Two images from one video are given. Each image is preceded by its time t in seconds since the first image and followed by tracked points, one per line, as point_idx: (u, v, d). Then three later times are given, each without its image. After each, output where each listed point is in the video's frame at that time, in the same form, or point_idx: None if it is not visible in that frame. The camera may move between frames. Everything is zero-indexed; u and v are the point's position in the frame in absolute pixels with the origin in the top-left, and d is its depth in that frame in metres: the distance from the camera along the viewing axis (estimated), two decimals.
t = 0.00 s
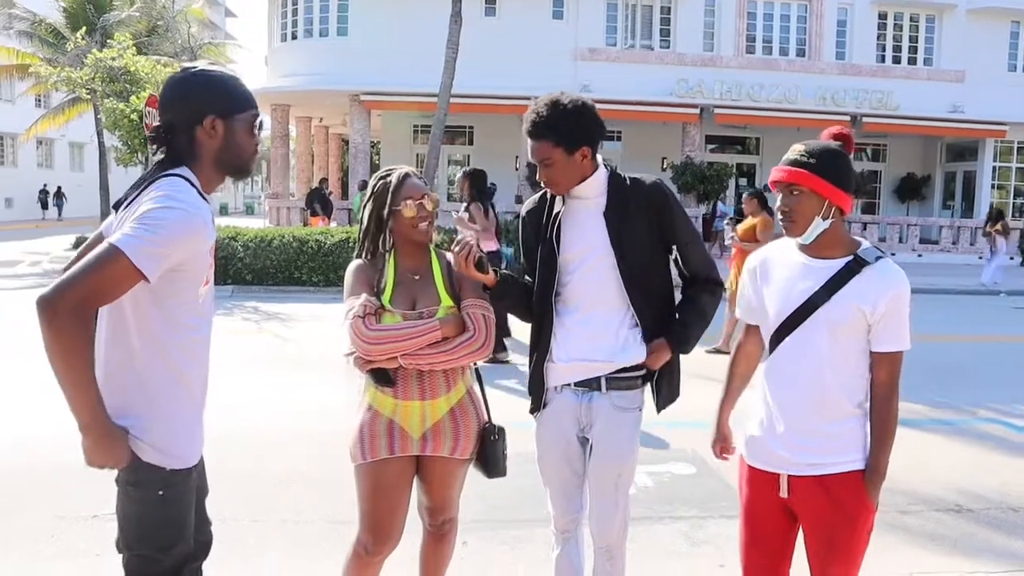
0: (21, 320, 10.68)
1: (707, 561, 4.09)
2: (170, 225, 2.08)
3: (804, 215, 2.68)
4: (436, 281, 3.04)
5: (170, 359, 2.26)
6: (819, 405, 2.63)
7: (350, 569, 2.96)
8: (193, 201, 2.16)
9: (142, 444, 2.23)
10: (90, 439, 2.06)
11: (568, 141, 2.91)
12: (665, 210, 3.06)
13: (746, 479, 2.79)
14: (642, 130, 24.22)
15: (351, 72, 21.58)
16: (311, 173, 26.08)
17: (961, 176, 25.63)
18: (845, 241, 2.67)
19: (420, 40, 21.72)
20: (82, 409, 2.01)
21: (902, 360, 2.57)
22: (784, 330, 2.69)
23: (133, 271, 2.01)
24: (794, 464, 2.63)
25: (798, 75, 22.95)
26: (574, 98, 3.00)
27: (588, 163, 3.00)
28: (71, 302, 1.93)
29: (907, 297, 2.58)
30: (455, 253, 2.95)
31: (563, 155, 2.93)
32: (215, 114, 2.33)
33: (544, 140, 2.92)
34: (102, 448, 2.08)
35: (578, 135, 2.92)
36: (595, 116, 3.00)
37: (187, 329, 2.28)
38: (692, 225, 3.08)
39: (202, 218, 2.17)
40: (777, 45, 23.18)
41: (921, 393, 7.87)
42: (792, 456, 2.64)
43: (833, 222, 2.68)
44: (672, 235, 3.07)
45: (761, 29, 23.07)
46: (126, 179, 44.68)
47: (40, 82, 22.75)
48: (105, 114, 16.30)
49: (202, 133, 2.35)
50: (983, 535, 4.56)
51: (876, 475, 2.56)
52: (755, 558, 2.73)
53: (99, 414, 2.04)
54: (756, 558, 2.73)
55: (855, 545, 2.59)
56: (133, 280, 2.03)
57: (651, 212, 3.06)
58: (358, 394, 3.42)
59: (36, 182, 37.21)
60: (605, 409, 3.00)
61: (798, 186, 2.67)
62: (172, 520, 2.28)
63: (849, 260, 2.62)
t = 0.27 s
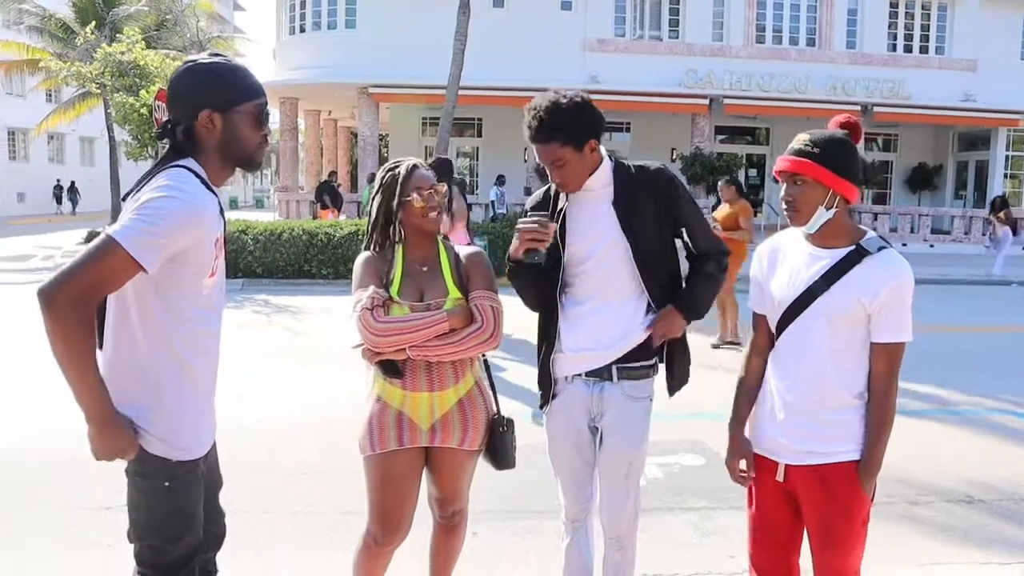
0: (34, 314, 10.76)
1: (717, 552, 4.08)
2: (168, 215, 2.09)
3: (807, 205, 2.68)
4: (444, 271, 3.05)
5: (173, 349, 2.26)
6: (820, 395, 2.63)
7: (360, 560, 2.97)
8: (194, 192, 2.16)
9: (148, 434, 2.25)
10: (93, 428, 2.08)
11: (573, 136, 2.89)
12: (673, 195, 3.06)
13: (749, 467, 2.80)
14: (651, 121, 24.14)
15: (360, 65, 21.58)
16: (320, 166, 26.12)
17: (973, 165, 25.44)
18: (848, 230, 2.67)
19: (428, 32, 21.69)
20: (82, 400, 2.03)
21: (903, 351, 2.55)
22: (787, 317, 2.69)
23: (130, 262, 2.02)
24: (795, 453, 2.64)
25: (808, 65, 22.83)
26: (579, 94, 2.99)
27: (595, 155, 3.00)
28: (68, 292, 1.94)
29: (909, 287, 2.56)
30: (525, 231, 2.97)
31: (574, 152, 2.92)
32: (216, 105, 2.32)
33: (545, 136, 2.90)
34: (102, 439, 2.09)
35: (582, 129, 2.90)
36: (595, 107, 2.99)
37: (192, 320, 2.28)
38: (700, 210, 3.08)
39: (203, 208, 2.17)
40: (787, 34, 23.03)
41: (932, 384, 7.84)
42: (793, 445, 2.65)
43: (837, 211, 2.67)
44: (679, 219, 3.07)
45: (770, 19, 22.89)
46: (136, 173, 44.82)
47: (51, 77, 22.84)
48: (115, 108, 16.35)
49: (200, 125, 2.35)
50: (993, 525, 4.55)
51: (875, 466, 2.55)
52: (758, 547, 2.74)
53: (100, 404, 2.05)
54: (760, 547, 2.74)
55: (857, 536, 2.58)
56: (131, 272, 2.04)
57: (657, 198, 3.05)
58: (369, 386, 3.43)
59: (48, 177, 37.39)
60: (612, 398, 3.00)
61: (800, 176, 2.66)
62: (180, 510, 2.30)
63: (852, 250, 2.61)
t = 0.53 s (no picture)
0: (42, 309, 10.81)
1: (722, 544, 4.09)
2: (172, 214, 2.09)
3: (809, 194, 2.67)
4: (447, 263, 3.04)
5: (178, 345, 2.27)
6: (826, 385, 2.62)
7: (364, 553, 2.98)
8: (198, 189, 2.16)
9: (150, 430, 2.26)
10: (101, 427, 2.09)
11: (569, 131, 2.90)
12: (673, 190, 3.05)
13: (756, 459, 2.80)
14: (655, 113, 24.07)
15: (364, 58, 21.55)
16: (325, 159, 26.13)
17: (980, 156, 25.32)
18: (852, 220, 2.66)
19: (432, 24, 21.62)
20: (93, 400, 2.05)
21: (909, 340, 2.55)
22: (792, 308, 2.68)
23: (136, 262, 2.04)
24: (802, 445, 2.64)
25: (813, 56, 22.74)
26: (577, 86, 2.98)
27: (589, 151, 2.99)
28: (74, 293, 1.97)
29: (914, 277, 2.55)
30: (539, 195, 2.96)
31: (563, 142, 2.92)
32: (218, 103, 2.31)
33: (545, 127, 2.90)
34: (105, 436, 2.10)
35: (576, 124, 2.90)
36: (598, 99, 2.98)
37: (195, 315, 2.28)
38: (699, 205, 3.07)
39: (206, 205, 2.17)
40: (792, 25, 22.91)
41: (939, 375, 7.81)
42: (800, 437, 2.64)
43: (839, 200, 2.65)
44: (679, 215, 3.05)
45: (775, 10, 22.67)
46: (141, 168, 44.91)
47: (56, 73, 22.88)
48: (120, 103, 16.36)
49: (203, 123, 2.34)
50: (1000, 517, 4.54)
51: (881, 456, 2.54)
52: (764, 539, 2.74)
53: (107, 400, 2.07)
54: (765, 539, 2.74)
55: (864, 526, 2.58)
56: (135, 272, 2.05)
57: (657, 191, 3.05)
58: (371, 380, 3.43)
59: (54, 172, 37.52)
60: (616, 390, 3.00)
61: (802, 165, 2.65)
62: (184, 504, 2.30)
63: (856, 240, 2.60)
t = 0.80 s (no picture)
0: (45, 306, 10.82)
1: (725, 539, 4.09)
2: (179, 211, 2.08)
3: (811, 187, 2.66)
4: (449, 259, 3.04)
5: (176, 340, 2.27)
6: (828, 379, 2.62)
7: (365, 549, 2.99)
8: (206, 188, 2.16)
9: (146, 420, 2.26)
10: (102, 409, 2.14)
11: (572, 126, 2.89)
12: (675, 187, 3.04)
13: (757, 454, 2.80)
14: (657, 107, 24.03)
15: (365, 53, 21.53)
16: (327, 155, 26.12)
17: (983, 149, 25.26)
18: (855, 215, 2.66)
19: (433, 19, 21.59)
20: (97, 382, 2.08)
21: (911, 335, 2.54)
22: (793, 303, 2.68)
23: (139, 255, 2.03)
24: (803, 440, 2.63)
25: (816, 49, 22.70)
26: (582, 80, 2.98)
27: (592, 148, 2.98)
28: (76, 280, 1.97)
29: (917, 271, 2.55)
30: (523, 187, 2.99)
31: (566, 137, 2.91)
32: (228, 105, 2.30)
33: (549, 122, 2.89)
34: (105, 417, 2.14)
35: (579, 120, 2.89)
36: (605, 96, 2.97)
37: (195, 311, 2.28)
38: (701, 202, 3.05)
39: (214, 205, 2.16)
40: (794, 18, 22.84)
41: (942, 369, 7.80)
42: (801, 431, 2.64)
43: (842, 194, 2.65)
44: (680, 212, 3.04)
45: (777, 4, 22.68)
46: (144, 165, 44.91)
47: (58, 69, 22.88)
48: (122, 100, 16.36)
49: (213, 125, 2.33)
50: (1003, 511, 4.53)
51: (884, 451, 2.54)
52: (765, 533, 2.74)
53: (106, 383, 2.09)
54: (767, 534, 2.74)
55: (866, 520, 2.58)
56: (138, 265, 2.04)
57: (658, 187, 3.04)
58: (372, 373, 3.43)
59: (57, 169, 37.58)
60: (616, 384, 3.00)
61: (806, 158, 2.65)
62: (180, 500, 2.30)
63: (859, 234, 2.59)
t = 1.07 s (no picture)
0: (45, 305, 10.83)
1: (724, 536, 4.09)
2: (182, 209, 2.07)
3: (809, 183, 2.66)
4: (450, 258, 3.05)
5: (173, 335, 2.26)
6: (826, 376, 2.62)
7: (366, 547, 2.99)
8: (212, 189, 2.16)
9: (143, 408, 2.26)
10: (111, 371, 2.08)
11: (573, 125, 2.90)
12: (673, 186, 3.03)
13: (757, 451, 2.81)
14: (657, 104, 24.01)
15: (365, 51, 21.52)
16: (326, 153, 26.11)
17: (983, 145, 25.24)
18: (854, 213, 2.65)
19: (432, 17, 21.57)
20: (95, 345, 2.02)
21: (909, 333, 2.54)
22: (791, 301, 2.69)
23: (140, 243, 2.01)
24: (801, 438, 2.64)
25: (816, 45, 22.66)
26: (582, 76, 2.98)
27: (590, 145, 2.98)
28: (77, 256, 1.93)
29: (915, 269, 2.54)
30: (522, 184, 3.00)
31: (565, 134, 2.91)
32: (237, 106, 2.29)
33: (547, 120, 2.90)
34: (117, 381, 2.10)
35: (576, 117, 2.89)
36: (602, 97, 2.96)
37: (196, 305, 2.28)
38: (699, 200, 3.05)
39: (218, 203, 2.16)
40: (794, 15, 22.81)
41: (942, 366, 7.79)
42: (800, 428, 2.64)
43: (840, 191, 2.65)
44: (679, 210, 3.04)
45: None
46: (144, 164, 44.89)
47: (57, 68, 22.88)
48: (121, 99, 16.35)
49: (220, 126, 2.32)
50: (1002, 507, 4.54)
51: (882, 448, 2.54)
52: (764, 531, 2.75)
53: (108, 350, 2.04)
54: (766, 532, 2.75)
55: (866, 517, 2.58)
56: (138, 250, 2.02)
57: (657, 185, 3.03)
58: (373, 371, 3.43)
59: (57, 168, 37.57)
60: (615, 382, 3.00)
61: (805, 153, 2.65)
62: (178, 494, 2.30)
63: (856, 231, 2.59)
